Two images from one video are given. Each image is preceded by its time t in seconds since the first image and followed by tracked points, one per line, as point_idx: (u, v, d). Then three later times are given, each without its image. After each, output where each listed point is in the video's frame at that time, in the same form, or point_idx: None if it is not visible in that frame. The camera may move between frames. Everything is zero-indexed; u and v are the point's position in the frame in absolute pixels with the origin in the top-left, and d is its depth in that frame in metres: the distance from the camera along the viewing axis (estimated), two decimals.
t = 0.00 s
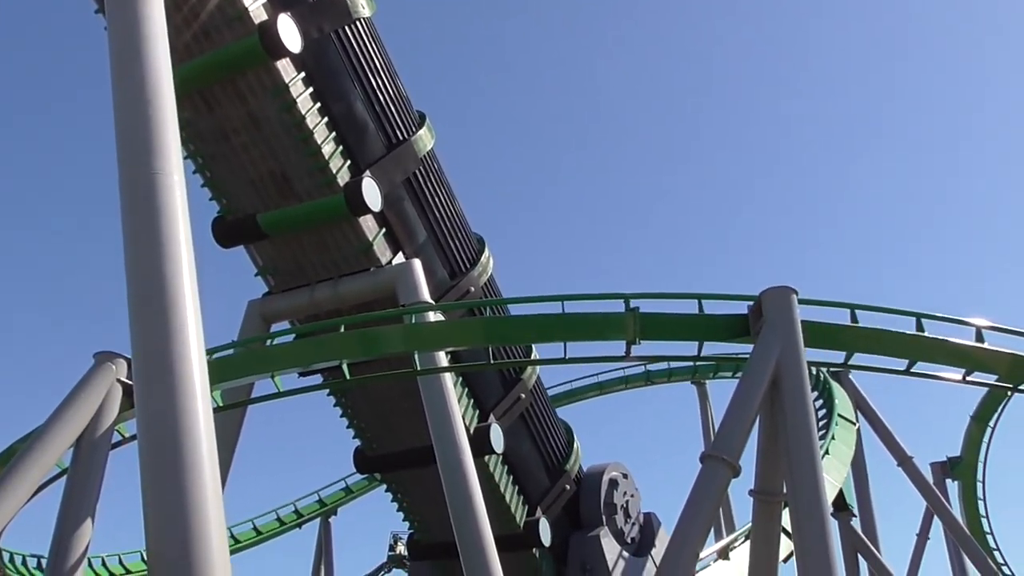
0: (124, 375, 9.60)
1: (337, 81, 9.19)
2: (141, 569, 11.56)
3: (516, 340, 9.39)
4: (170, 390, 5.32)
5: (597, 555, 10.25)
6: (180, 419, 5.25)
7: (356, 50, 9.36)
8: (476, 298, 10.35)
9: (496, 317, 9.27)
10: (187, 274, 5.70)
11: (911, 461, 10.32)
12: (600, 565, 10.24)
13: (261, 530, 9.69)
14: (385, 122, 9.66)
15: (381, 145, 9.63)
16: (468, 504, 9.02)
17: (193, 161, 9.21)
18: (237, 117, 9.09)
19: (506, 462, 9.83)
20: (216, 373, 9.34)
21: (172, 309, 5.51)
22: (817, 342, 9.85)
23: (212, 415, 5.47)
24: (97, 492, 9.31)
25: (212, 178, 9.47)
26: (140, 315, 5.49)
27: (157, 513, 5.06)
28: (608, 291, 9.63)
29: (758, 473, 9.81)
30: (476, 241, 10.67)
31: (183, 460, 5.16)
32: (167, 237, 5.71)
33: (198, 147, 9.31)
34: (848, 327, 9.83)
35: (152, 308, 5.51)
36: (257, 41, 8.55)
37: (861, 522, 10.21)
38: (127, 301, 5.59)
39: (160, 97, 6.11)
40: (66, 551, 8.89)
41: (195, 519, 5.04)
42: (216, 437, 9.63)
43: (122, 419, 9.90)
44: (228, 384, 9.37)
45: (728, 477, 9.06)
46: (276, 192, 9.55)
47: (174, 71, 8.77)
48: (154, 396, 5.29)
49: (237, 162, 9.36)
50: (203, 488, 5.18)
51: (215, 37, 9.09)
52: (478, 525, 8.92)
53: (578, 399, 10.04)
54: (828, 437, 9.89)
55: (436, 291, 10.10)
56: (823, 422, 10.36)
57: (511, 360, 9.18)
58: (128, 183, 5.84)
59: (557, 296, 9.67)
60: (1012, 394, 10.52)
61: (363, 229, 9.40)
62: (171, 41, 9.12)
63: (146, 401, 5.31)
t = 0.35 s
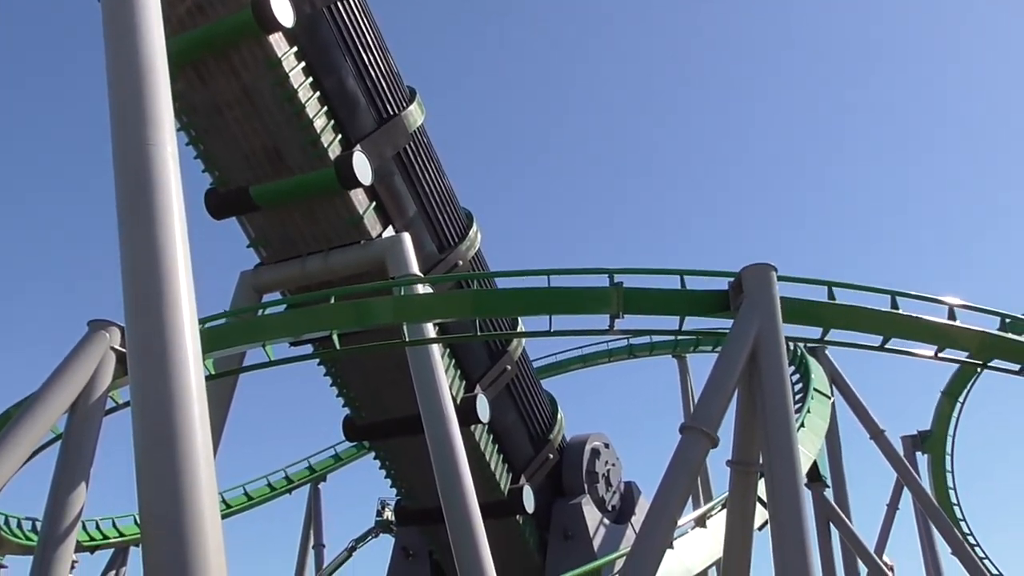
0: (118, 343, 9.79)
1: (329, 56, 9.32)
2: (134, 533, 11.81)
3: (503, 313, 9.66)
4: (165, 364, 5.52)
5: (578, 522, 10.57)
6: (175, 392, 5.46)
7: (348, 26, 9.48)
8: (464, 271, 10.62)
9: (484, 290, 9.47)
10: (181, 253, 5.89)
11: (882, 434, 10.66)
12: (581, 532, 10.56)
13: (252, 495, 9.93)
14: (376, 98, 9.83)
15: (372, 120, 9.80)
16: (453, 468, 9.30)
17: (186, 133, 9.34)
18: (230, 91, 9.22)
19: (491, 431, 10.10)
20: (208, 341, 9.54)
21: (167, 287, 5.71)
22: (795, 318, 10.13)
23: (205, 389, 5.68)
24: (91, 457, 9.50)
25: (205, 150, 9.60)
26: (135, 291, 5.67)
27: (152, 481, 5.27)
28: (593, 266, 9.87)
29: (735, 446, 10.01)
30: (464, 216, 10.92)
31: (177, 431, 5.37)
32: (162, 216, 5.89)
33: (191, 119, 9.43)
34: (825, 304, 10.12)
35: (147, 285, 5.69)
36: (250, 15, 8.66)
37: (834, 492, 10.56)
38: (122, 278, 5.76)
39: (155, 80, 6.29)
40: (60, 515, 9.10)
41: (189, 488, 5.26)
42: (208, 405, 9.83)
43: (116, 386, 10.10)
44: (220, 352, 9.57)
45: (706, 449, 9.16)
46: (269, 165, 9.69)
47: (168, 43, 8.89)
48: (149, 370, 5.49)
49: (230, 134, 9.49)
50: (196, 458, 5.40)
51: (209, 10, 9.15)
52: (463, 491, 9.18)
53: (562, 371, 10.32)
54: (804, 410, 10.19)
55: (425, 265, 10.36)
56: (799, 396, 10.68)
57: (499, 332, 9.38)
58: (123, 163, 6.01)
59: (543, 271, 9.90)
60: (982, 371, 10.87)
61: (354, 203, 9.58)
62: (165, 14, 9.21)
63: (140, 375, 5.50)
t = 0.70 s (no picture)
0: (106, 313, 9.96)
1: (317, 32, 9.44)
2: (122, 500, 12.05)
3: (485, 288, 9.86)
4: (154, 341, 5.71)
5: (556, 491, 10.91)
6: (163, 369, 5.66)
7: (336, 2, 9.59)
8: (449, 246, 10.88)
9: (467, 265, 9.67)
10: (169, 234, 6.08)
11: (851, 408, 11.04)
12: (560, 500, 10.88)
13: (239, 463, 10.17)
14: (363, 74, 9.99)
15: (358, 96, 9.97)
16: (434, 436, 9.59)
17: (175, 106, 9.45)
18: (218, 65, 9.32)
19: (473, 403, 10.38)
20: (196, 312, 9.73)
21: (156, 267, 5.89)
22: (769, 295, 10.43)
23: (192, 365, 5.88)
24: (79, 424, 9.68)
25: (193, 123, 9.71)
26: (124, 271, 5.84)
27: (141, 454, 5.47)
28: (574, 243, 10.11)
29: (709, 419, 10.34)
30: (448, 192, 11.16)
31: (166, 405, 5.58)
32: (150, 199, 6.06)
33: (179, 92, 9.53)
34: (799, 282, 10.41)
35: (136, 265, 5.86)
36: None
37: (803, 464, 10.95)
38: (111, 258, 5.93)
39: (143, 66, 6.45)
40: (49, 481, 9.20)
41: (178, 468, 5.47)
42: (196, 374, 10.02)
43: (104, 355, 10.27)
44: (209, 323, 9.75)
45: (681, 422, 9.38)
46: (257, 139, 9.84)
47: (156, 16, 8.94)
48: (138, 347, 5.67)
49: (218, 108, 9.62)
50: (184, 431, 5.61)
51: None
52: (445, 461, 9.44)
53: (543, 344, 10.59)
54: (776, 385, 10.52)
55: (411, 239, 10.61)
56: (772, 371, 11.03)
57: (482, 306, 9.57)
58: (110, 145, 6.15)
59: (525, 247, 10.13)
60: (948, 348, 11.26)
61: (341, 178, 9.76)
62: None
63: (129, 352, 5.69)
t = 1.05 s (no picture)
0: (95, 285, 10.12)
1: (304, 9, 9.54)
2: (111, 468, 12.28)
3: (469, 263, 10.04)
4: (143, 316, 5.87)
5: (537, 461, 11.22)
6: (152, 343, 5.82)
7: None
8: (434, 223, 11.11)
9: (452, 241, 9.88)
10: (157, 212, 6.22)
11: (823, 383, 11.40)
12: (540, 470, 11.22)
13: (226, 433, 10.38)
14: (350, 51, 10.14)
15: (345, 74, 10.12)
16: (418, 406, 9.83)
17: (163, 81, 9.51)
18: (206, 42, 9.35)
19: (456, 375, 10.65)
20: (184, 285, 9.89)
21: (145, 243, 6.04)
22: (745, 273, 10.73)
23: (181, 339, 6.05)
24: (68, 394, 9.85)
25: (182, 98, 9.80)
26: (113, 247, 5.99)
27: (130, 424, 5.65)
28: (556, 220, 10.35)
29: (685, 393, 10.64)
30: (434, 169, 11.39)
31: (155, 378, 5.76)
32: (138, 177, 6.19)
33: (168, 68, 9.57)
34: (774, 260, 10.72)
35: (125, 242, 6.02)
36: None
37: (775, 436, 11.32)
38: (99, 235, 6.07)
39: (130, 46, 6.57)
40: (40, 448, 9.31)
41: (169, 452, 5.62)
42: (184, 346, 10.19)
43: (93, 326, 10.44)
44: (196, 296, 9.92)
45: (658, 394, 9.61)
46: (244, 114, 9.95)
47: None
48: (127, 322, 5.83)
49: (207, 84, 9.70)
50: (174, 409, 5.78)
51: None
52: (429, 431, 9.69)
53: (525, 319, 10.85)
54: (750, 360, 10.85)
55: (397, 215, 10.84)
56: (747, 347, 11.38)
57: (465, 281, 9.79)
58: (99, 129, 6.26)
59: (508, 224, 10.36)
60: (916, 325, 11.64)
61: (327, 153, 9.93)
62: None
63: (119, 336, 5.83)
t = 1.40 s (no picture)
0: (86, 258, 10.29)
1: None
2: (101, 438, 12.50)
3: (455, 240, 10.20)
4: (135, 291, 6.08)
5: (519, 434, 11.54)
6: (144, 317, 6.06)
7: None
8: (420, 200, 11.33)
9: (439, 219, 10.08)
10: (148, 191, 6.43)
11: (798, 360, 11.75)
12: (522, 442, 11.54)
13: (215, 404, 10.59)
14: (339, 30, 10.26)
15: (334, 52, 10.25)
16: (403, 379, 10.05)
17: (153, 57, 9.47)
18: (195, 17, 9.28)
19: (441, 350, 10.90)
20: (174, 260, 10.05)
21: (136, 234, 6.23)
22: (725, 253, 11.00)
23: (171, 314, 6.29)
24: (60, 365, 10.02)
25: (171, 74, 9.84)
26: (105, 224, 6.18)
27: (122, 395, 5.86)
28: (541, 199, 10.58)
29: (664, 369, 10.95)
30: (421, 147, 11.59)
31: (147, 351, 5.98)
32: (130, 157, 6.40)
33: (156, 43, 9.50)
34: (753, 241, 11.01)
35: (116, 218, 6.21)
36: None
37: (750, 411, 11.68)
38: (91, 212, 6.25)
39: (121, 30, 6.76)
40: (31, 420, 9.48)
41: (161, 435, 5.83)
42: (174, 319, 10.36)
43: (83, 299, 10.59)
44: (186, 270, 10.09)
45: (638, 369, 9.89)
46: (234, 90, 10.06)
47: None
48: (119, 307, 6.02)
49: (196, 59, 9.71)
50: (166, 394, 5.99)
51: None
52: (415, 406, 9.94)
53: (510, 296, 11.11)
54: (728, 338, 11.17)
55: (384, 192, 11.06)
56: (725, 325, 11.70)
57: (452, 258, 10.01)
58: (91, 122, 6.43)
59: (494, 203, 10.58)
60: (889, 305, 12.00)
61: (316, 131, 10.08)
62: None
63: (111, 323, 6.00)
